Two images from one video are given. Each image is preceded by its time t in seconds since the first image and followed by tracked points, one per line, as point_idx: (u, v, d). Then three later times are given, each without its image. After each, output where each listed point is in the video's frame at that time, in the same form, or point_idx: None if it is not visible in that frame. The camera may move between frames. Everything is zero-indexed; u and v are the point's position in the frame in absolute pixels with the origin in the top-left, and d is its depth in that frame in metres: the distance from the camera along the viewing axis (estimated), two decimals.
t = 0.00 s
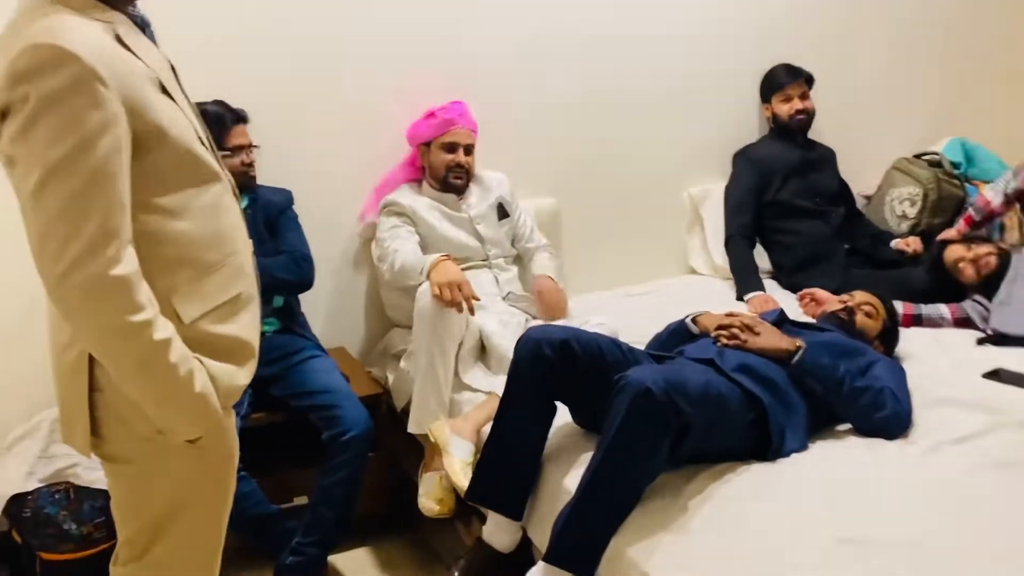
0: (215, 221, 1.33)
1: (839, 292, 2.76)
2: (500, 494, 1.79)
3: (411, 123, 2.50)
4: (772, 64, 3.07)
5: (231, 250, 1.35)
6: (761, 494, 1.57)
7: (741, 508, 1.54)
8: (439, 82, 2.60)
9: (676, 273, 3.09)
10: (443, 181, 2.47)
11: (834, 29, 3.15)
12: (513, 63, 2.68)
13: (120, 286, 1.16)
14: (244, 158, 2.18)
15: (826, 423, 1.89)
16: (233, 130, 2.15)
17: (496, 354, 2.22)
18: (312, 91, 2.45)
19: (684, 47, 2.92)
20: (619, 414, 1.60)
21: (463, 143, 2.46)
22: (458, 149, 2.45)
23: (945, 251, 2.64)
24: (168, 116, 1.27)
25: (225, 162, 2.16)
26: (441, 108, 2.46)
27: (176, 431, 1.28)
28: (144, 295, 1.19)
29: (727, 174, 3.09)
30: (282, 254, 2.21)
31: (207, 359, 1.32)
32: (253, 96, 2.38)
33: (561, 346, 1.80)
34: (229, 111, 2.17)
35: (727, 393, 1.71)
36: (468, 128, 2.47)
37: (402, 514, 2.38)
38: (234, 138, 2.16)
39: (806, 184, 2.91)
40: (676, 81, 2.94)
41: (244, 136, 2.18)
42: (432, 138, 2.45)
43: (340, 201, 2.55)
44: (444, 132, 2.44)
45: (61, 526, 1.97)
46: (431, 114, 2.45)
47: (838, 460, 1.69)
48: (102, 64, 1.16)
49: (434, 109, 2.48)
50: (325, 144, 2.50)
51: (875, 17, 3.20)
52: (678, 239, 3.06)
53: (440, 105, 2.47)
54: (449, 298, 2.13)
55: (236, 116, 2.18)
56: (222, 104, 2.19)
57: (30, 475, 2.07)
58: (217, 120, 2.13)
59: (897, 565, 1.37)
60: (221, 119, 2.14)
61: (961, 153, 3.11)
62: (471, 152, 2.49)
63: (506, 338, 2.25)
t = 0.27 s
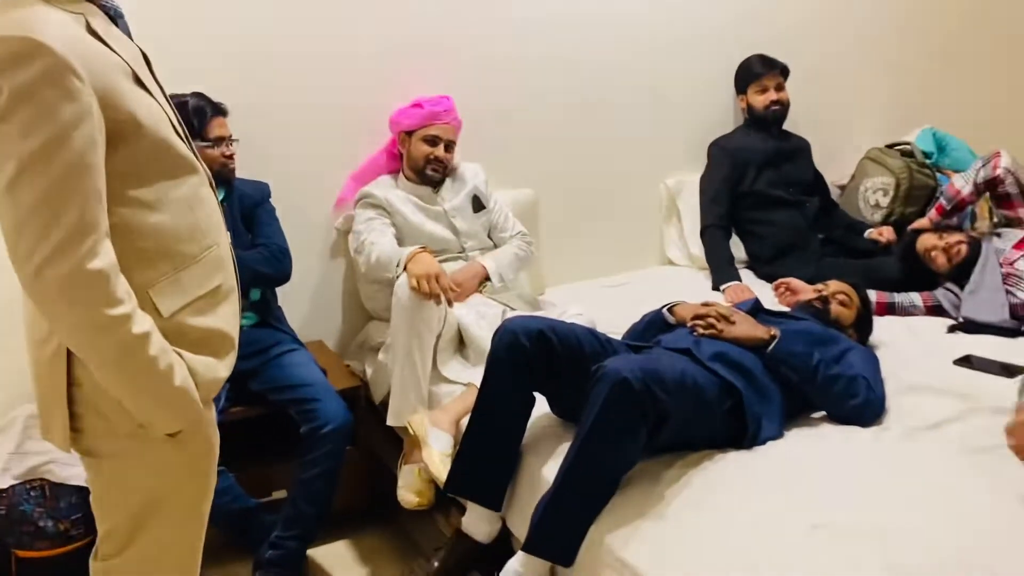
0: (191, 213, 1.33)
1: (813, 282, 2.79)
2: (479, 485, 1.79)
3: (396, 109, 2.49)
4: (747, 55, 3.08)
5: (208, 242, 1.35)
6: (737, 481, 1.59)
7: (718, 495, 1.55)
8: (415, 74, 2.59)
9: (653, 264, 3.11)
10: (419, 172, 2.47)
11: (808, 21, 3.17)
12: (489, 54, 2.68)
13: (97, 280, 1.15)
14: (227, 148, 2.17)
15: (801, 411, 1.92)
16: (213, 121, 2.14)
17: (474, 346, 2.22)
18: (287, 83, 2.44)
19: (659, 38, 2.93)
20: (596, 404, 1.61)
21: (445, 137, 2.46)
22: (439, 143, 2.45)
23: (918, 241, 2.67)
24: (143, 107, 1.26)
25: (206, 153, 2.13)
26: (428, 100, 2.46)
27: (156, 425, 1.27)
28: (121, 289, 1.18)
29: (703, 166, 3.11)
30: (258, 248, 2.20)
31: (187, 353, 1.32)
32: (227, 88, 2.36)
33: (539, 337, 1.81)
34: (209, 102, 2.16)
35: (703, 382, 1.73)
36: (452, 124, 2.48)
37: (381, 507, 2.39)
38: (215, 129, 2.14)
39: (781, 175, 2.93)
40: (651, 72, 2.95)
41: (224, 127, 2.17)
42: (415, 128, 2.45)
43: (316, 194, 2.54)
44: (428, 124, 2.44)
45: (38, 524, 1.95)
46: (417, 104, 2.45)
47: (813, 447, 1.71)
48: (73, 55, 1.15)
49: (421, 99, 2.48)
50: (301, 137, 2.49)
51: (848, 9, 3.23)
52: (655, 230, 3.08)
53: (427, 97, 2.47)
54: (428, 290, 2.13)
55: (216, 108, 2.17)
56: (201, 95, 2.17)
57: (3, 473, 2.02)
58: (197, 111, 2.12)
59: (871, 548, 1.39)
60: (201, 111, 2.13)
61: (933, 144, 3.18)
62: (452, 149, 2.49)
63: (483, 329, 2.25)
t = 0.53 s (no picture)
0: (179, 207, 1.33)
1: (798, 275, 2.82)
2: (467, 477, 1.81)
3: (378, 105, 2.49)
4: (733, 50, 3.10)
5: (195, 236, 1.35)
6: (723, 471, 1.61)
7: (703, 485, 1.57)
8: (402, 68, 2.59)
9: (639, 258, 3.13)
10: (405, 166, 2.47)
11: (794, 16, 3.19)
12: (476, 48, 2.68)
13: (82, 273, 1.14)
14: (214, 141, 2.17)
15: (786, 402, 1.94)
16: (199, 114, 2.14)
17: (462, 339, 2.22)
18: (275, 77, 2.43)
19: (645, 33, 2.94)
20: (584, 396, 1.62)
21: (427, 130, 2.45)
22: (421, 136, 2.45)
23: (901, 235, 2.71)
24: (129, 101, 1.26)
25: (193, 145, 2.13)
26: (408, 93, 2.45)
27: (141, 420, 1.27)
28: (106, 282, 1.18)
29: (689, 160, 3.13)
30: (245, 241, 2.20)
31: (172, 346, 1.32)
32: (214, 82, 2.36)
33: (527, 329, 1.82)
34: (195, 96, 2.15)
35: (690, 374, 1.74)
36: (435, 115, 2.46)
37: (370, 499, 2.40)
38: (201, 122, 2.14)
39: (766, 169, 2.95)
40: (637, 66, 2.96)
41: (211, 121, 2.17)
42: (396, 122, 2.45)
43: (304, 188, 2.54)
44: (410, 117, 2.43)
45: (24, 518, 1.94)
46: (398, 99, 2.45)
47: (798, 438, 1.73)
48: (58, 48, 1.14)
49: (402, 93, 2.47)
50: (289, 130, 2.48)
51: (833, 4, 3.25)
52: (641, 224, 3.10)
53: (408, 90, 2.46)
54: (416, 283, 2.14)
55: (203, 102, 2.16)
56: (186, 89, 2.17)
57: None
58: (184, 104, 2.12)
59: (854, 537, 1.41)
60: (188, 105, 2.12)
61: (916, 138, 3.22)
62: (435, 140, 2.49)
63: (471, 322, 2.26)
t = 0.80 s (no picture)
0: (169, 202, 1.32)
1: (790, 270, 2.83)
2: (461, 472, 1.81)
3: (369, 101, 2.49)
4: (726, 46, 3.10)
5: (186, 231, 1.35)
6: (716, 465, 1.62)
7: (696, 479, 1.58)
8: (395, 62, 2.59)
9: (632, 253, 3.13)
10: (398, 161, 2.47)
11: (786, 11, 3.20)
12: (469, 43, 2.68)
13: (73, 267, 1.14)
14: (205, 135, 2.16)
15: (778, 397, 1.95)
16: (190, 108, 2.12)
17: (454, 334, 2.23)
18: (268, 71, 2.43)
19: (638, 28, 2.94)
20: (578, 391, 1.63)
21: (418, 123, 2.45)
22: (413, 130, 2.45)
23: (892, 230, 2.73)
24: (120, 95, 1.25)
25: (185, 139, 2.13)
26: (398, 87, 2.45)
27: (132, 414, 1.27)
28: (97, 277, 1.17)
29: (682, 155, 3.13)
30: (237, 237, 2.19)
31: (164, 341, 1.32)
32: (205, 75, 2.35)
33: (522, 325, 1.82)
34: (187, 89, 2.14)
35: (684, 369, 1.75)
36: (425, 108, 2.47)
37: (363, 494, 2.40)
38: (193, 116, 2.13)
39: (759, 164, 2.96)
40: (630, 61, 2.96)
41: (203, 114, 2.15)
42: (387, 117, 2.45)
43: (297, 183, 2.53)
44: (401, 111, 2.43)
45: (17, 513, 1.94)
46: (388, 93, 2.45)
47: (790, 433, 1.74)
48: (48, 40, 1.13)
49: (392, 87, 2.47)
50: (281, 125, 2.48)
51: None
52: (634, 219, 3.10)
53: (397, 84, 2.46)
54: (410, 278, 2.15)
55: (195, 96, 2.15)
56: (179, 82, 2.15)
57: None
58: (177, 98, 2.10)
59: (847, 531, 1.42)
60: (180, 99, 2.11)
61: (908, 134, 3.24)
62: (427, 133, 2.49)
63: (463, 318, 2.27)
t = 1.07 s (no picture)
0: (167, 197, 1.32)
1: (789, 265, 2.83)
2: (461, 466, 1.81)
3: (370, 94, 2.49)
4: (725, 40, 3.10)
5: (183, 226, 1.34)
6: (716, 460, 1.62)
7: (697, 473, 1.59)
8: (395, 56, 2.58)
9: (631, 248, 3.13)
10: (399, 155, 2.46)
11: (785, 6, 3.19)
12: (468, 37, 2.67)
13: (71, 262, 1.13)
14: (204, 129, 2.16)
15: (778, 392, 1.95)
16: (188, 102, 2.12)
17: (454, 329, 2.23)
18: (266, 65, 2.42)
19: (638, 22, 2.94)
20: (579, 386, 1.63)
21: (420, 118, 2.45)
22: (414, 125, 2.45)
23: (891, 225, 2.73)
24: (118, 89, 1.24)
25: (183, 133, 2.12)
26: (400, 81, 2.45)
27: (130, 409, 1.27)
28: (96, 271, 1.16)
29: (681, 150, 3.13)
30: (237, 232, 2.19)
31: (162, 337, 1.31)
32: (204, 70, 2.34)
33: (522, 320, 1.82)
34: (186, 84, 2.14)
35: (684, 363, 1.75)
36: (426, 104, 2.47)
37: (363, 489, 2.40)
38: (192, 110, 2.13)
39: (758, 159, 2.96)
40: (630, 56, 2.95)
41: (202, 109, 2.15)
42: (388, 111, 2.45)
43: (296, 177, 2.53)
44: (402, 106, 2.43)
45: (16, 509, 1.94)
46: (390, 87, 2.45)
47: (790, 427, 1.74)
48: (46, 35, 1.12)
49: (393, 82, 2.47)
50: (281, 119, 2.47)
51: None
52: (633, 214, 3.10)
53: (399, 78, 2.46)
54: (411, 274, 2.14)
55: (194, 90, 2.15)
56: (177, 77, 2.15)
57: None
58: (175, 92, 2.10)
59: (847, 526, 1.43)
60: (178, 93, 2.11)
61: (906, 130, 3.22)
62: (428, 129, 2.49)
63: (463, 312, 2.27)
